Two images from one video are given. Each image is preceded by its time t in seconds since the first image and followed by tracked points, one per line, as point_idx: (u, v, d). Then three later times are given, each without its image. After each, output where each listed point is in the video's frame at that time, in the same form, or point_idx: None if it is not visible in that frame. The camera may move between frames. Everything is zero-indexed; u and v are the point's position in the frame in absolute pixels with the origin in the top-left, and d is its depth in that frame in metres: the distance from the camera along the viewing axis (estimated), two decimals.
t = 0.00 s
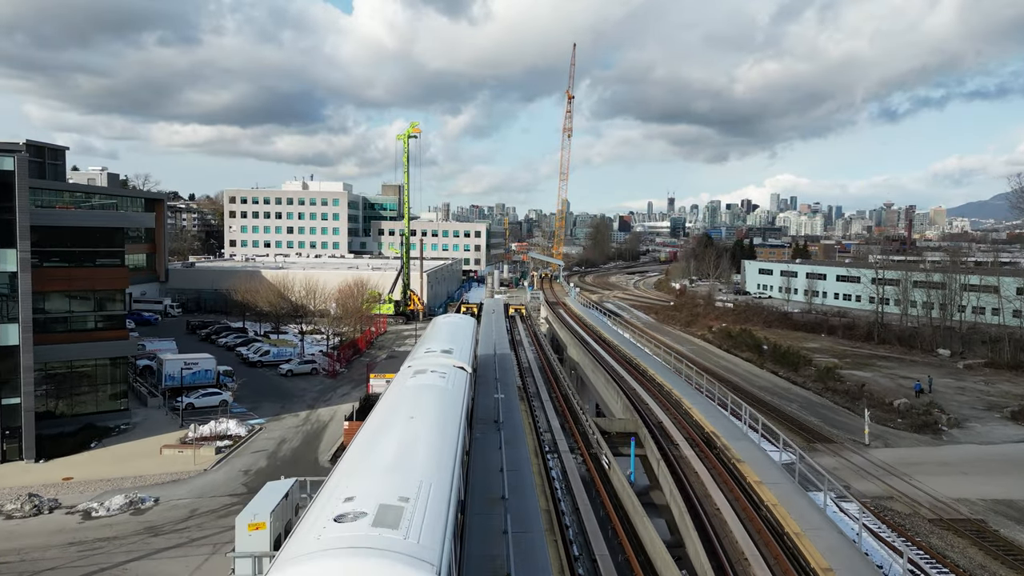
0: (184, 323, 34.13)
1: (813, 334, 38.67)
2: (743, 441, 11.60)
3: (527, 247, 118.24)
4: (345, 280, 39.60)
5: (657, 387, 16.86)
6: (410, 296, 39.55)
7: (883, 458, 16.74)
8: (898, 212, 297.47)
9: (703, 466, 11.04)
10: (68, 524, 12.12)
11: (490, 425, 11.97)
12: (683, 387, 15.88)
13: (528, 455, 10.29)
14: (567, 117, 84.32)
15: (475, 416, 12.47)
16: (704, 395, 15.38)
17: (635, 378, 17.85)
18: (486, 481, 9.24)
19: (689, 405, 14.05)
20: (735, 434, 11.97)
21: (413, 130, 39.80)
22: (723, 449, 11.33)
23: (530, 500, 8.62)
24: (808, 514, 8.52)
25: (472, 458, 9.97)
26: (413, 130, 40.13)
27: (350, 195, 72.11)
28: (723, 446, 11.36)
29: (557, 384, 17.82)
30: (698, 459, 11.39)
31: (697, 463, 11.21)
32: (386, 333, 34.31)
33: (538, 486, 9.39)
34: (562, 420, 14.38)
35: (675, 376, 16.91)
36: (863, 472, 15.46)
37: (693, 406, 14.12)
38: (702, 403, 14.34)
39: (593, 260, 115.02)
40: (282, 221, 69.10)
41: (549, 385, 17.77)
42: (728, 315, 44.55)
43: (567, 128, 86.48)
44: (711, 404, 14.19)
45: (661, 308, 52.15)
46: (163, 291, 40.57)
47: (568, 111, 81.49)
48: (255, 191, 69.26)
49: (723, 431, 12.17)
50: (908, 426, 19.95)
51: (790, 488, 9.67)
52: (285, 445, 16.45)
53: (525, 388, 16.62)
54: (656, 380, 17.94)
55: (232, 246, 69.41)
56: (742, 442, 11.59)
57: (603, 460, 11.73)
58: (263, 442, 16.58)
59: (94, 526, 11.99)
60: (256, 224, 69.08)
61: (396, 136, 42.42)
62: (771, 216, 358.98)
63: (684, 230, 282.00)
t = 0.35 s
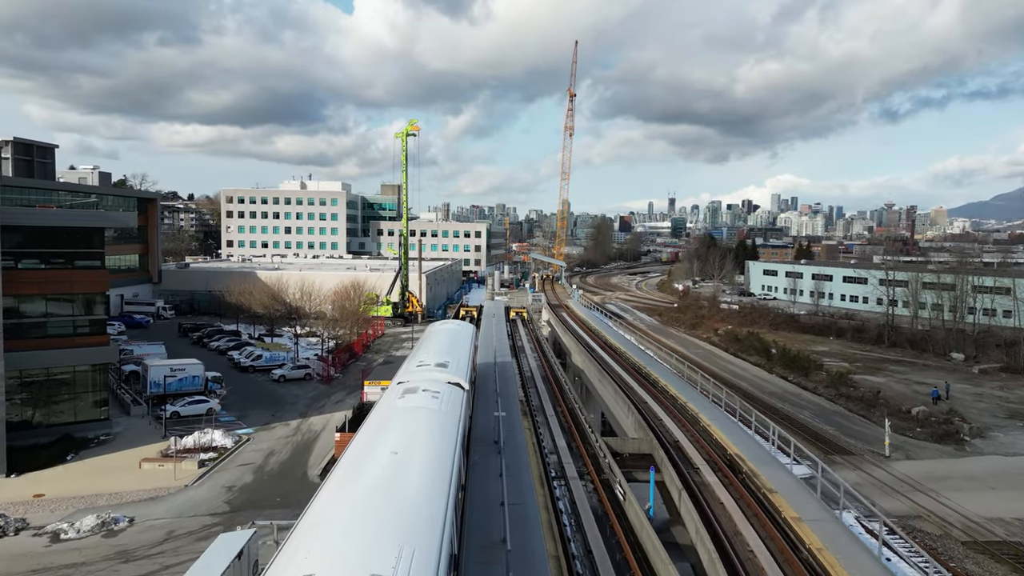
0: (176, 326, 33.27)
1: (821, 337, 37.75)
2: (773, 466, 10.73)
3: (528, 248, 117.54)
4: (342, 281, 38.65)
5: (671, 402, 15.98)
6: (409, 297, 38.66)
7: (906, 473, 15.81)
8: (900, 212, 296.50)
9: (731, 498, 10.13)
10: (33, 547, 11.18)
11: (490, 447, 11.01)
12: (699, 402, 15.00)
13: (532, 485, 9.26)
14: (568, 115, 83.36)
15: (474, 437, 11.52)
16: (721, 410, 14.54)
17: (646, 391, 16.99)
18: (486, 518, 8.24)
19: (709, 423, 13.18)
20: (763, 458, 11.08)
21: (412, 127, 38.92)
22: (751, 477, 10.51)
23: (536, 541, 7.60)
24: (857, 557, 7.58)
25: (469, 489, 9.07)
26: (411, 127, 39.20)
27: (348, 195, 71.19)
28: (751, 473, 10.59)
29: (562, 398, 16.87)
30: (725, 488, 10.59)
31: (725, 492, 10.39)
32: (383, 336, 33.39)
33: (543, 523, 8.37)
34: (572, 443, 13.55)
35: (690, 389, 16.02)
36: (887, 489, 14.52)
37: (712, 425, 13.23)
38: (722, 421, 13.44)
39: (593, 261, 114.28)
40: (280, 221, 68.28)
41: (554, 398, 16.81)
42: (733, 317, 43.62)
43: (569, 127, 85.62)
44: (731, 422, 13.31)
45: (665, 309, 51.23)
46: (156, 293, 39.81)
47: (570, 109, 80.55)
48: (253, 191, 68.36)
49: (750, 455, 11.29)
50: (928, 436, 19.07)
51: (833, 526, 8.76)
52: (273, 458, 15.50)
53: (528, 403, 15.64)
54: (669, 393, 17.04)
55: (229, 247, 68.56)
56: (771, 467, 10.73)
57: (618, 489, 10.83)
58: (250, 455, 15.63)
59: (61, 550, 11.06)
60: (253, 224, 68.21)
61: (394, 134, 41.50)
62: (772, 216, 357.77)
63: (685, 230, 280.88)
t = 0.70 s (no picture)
0: (166, 328, 32.36)
1: (830, 340, 36.76)
2: (810, 498, 9.79)
3: (528, 248, 116.56)
4: (338, 283, 37.65)
5: (687, 419, 15.09)
6: (407, 299, 37.71)
7: (932, 489, 14.85)
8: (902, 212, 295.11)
9: (766, 536, 9.19)
10: None
11: (489, 478, 9.94)
12: (719, 419, 14.10)
13: (537, 529, 8.21)
14: (570, 114, 82.39)
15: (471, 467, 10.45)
16: (742, 428, 13.66)
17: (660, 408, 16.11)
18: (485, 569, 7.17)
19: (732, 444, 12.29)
20: (798, 488, 10.13)
21: (410, 125, 37.96)
22: (786, 511, 9.59)
23: None
24: None
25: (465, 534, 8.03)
26: (410, 125, 38.24)
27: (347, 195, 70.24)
28: (787, 506, 9.64)
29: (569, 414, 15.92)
30: (758, 524, 9.64)
31: (758, 530, 9.44)
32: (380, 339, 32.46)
33: None
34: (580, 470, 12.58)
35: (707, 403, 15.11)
36: (915, 508, 13.55)
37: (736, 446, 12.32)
38: (747, 442, 12.54)
39: (595, 262, 113.33)
40: (277, 221, 67.37)
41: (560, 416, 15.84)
42: (738, 319, 42.65)
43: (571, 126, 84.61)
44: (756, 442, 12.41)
45: (668, 311, 50.25)
46: (149, 294, 38.92)
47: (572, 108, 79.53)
48: (250, 190, 67.48)
49: (782, 484, 10.37)
50: (952, 447, 18.11)
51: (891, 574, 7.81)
52: (258, 472, 14.55)
53: (532, 420, 14.69)
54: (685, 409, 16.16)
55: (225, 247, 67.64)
56: (808, 498, 9.81)
57: (636, 529, 9.82)
58: (234, 470, 14.68)
59: None
60: (250, 224, 67.32)
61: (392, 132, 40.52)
62: (773, 215, 356.57)
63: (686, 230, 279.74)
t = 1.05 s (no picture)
0: (156, 331, 31.40)
1: (840, 343, 35.78)
2: (861, 542, 8.81)
3: (529, 249, 115.73)
4: (335, 284, 36.66)
5: (707, 438, 14.10)
6: (405, 301, 36.70)
7: (963, 506, 13.89)
8: (904, 213, 294.17)
9: None
10: None
11: (490, 511, 8.37)
12: (743, 441, 13.09)
13: None
14: (572, 113, 81.36)
15: (468, 496, 8.84)
16: (769, 451, 12.68)
17: (677, 426, 15.11)
18: None
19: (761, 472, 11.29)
20: (846, 529, 9.17)
21: (409, 122, 36.92)
22: (835, 556, 8.58)
23: None
24: None
25: None
26: (409, 122, 37.25)
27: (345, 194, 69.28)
28: (836, 549, 8.64)
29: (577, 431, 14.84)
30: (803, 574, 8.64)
31: None
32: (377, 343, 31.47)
33: None
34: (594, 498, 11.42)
35: (728, 421, 14.11)
36: (950, 531, 12.56)
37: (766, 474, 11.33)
38: (777, 468, 11.53)
39: (596, 262, 112.44)
40: (275, 221, 66.45)
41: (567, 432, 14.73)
42: (744, 322, 41.70)
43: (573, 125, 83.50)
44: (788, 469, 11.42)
45: (672, 312, 49.27)
46: (140, 296, 38.00)
47: (574, 106, 78.49)
48: (247, 190, 66.54)
49: (825, 522, 9.37)
50: (977, 459, 17.15)
51: None
52: (241, 490, 13.57)
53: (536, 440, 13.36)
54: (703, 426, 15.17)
55: (222, 247, 66.78)
56: (860, 543, 8.81)
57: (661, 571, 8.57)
58: (215, 487, 13.69)
59: None
60: (247, 224, 66.43)
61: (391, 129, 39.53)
62: (775, 216, 355.49)
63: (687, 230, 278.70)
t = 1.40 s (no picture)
0: (146, 334, 30.45)
1: (850, 347, 34.78)
2: None
3: (530, 249, 114.70)
4: (330, 285, 35.61)
5: (732, 463, 12.95)
6: (403, 303, 35.73)
7: (1000, 527, 12.88)
8: (907, 213, 292.73)
9: None
10: None
11: (490, 562, 7.20)
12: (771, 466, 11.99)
13: None
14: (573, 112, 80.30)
15: (465, 543, 7.63)
16: (804, 478, 11.58)
17: (697, 447, 14.03)
18: None
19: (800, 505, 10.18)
20: None
21: (407, 119, 35.95)
22: None
23: None
24: None
25: None
26: (407, 119, 36.20)
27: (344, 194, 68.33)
28: None
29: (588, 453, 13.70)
30: None
31: None
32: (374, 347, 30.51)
33: None
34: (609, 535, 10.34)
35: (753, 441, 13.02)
36: (994, 557, 11.54)
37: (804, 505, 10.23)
38: (816, 499, 10.43)
39: (598, 263, 111.54)
40: (272, 221, 65.51)
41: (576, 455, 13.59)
42: (751, 324, 40.68)
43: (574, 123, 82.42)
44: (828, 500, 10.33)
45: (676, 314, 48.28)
46: (132, 297, 37.06)
47: (576, 104, 77.42)
48: (244, 189, 65.61)
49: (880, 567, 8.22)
50: (1007, 473, 16.17)
51: None
52: (222, 510, 12.57)
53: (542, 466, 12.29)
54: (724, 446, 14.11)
55: (219, 247, 65.85)
56: None
57: None
58: (194, 506, 12.68)
59: None
60: (244, 224, 65.51)
61: (388, 126, 38.51)
62: (776, 216, 354.26)
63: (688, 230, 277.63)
